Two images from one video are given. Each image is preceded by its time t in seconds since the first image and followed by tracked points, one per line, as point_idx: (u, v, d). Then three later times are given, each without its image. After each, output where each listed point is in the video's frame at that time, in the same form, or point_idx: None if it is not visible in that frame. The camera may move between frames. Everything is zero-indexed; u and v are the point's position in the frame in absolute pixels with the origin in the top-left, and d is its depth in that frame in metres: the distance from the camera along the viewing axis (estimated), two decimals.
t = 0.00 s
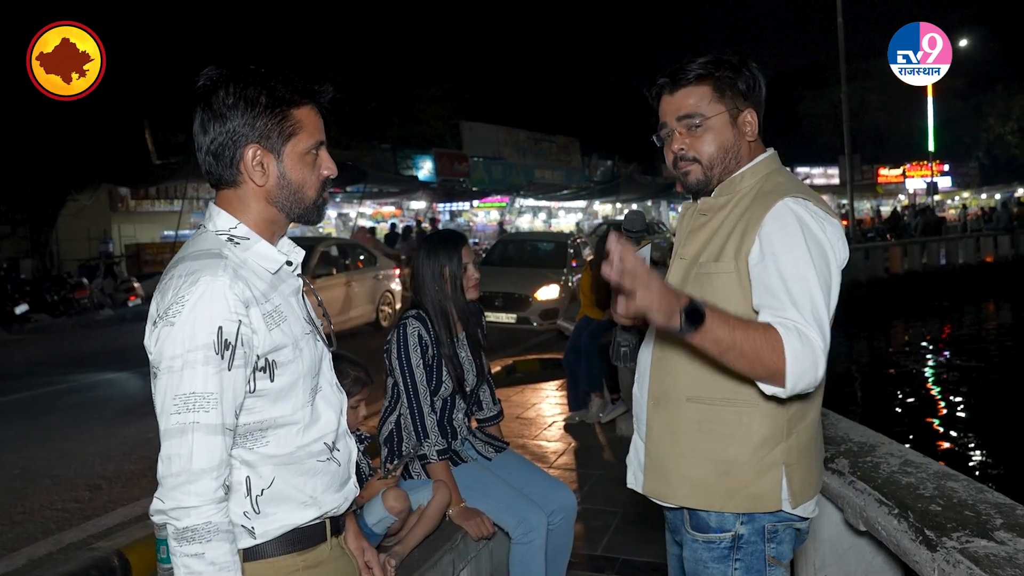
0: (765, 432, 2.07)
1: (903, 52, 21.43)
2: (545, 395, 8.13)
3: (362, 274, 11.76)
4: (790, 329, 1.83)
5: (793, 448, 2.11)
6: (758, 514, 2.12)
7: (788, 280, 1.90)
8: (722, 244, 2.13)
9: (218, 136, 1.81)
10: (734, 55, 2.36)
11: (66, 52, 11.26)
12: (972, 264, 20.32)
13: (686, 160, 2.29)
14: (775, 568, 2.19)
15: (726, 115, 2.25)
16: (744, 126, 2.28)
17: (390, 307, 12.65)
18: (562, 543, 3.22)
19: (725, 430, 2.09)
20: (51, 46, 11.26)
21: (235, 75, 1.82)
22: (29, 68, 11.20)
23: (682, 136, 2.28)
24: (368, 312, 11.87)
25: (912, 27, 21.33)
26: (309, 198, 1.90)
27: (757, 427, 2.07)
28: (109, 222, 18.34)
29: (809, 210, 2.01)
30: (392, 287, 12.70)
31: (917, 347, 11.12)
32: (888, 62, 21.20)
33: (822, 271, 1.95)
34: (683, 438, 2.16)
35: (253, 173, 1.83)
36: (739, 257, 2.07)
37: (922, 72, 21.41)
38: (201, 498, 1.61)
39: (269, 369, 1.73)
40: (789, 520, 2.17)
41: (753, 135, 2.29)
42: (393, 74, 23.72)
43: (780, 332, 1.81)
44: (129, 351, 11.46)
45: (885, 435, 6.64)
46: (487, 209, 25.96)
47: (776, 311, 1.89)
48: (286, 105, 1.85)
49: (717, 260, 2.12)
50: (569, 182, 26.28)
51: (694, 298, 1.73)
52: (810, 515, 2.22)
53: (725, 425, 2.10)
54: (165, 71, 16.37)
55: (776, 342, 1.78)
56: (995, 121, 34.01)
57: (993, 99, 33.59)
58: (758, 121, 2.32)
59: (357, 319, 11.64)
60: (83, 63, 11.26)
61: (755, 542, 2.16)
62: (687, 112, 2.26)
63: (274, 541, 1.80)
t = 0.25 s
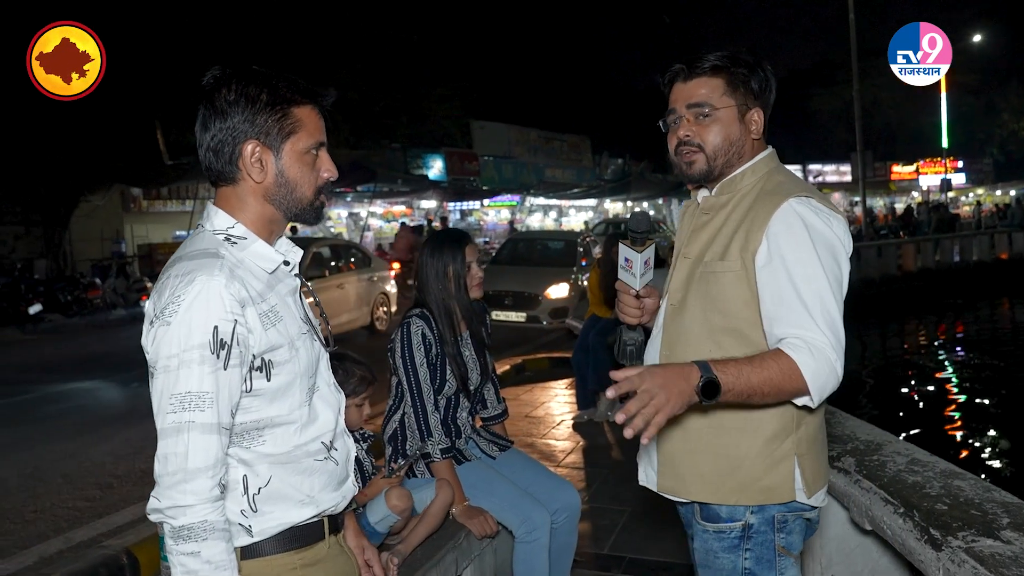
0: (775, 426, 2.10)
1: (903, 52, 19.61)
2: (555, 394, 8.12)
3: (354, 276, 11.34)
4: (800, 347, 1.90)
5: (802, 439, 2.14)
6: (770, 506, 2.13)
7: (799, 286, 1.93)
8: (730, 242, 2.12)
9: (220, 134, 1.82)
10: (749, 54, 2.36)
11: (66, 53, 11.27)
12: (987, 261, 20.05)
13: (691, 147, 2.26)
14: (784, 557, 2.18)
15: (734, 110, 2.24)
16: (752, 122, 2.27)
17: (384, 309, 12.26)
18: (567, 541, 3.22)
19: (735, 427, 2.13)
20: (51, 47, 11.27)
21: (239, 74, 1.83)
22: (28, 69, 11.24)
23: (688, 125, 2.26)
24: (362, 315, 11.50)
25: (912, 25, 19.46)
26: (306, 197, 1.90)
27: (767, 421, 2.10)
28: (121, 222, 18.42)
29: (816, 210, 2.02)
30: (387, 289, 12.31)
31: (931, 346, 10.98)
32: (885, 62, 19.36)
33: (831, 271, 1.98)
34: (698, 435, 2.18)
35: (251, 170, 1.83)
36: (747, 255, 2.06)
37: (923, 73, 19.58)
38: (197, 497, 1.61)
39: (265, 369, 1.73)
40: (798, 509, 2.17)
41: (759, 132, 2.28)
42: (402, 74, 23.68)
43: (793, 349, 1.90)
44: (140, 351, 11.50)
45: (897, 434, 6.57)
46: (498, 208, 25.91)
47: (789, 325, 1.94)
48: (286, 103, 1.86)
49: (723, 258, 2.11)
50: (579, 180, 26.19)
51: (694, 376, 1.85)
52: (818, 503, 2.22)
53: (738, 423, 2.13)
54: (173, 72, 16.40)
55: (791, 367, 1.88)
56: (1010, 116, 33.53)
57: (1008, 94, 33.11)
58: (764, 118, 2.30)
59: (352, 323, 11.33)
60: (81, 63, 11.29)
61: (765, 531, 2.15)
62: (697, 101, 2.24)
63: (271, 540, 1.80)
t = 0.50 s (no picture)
0: (789, 415, 2.09)
1: (902, 53, 19.32)
2: (562, 393, 8.12)
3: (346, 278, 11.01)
4: (813, 322, 1.84)
5: (813, 431, 2.13)
6: (782, 494, 2.13)
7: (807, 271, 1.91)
8: (738, 238, 2.12)
9: (217, 133, 1.82)
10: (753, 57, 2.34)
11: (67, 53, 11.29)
12: (1000, 260, 19.90)
13: (694, 152, 2.27)
14: (794, 547, 2.18)
15: (733, 113, 2.23)
16: (753, 121, 2.24)
17: (378, 312, 11.93)
18: (568, 540, 3.22)
19: (748, 416, 2.11)
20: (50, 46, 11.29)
21: (235, 76, 1.84)
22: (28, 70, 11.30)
23: (691, 130, 2.26)
24: (355, 317, 11.15)
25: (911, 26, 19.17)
26: (303, 196, 1.90)
27: (781, 410, 2.09)
28: (132, 222, 18.52)
29: (821, 204, 2.00)
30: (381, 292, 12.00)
31: (942, 346, 10.90)
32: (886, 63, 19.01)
33: (839, 262, 1.95)
34: (707, 425, 2.17)
35: (248, 170, 1.83)
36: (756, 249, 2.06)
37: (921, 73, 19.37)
38: (191, 494, 1.62)
39: (259, 368, 1.73)
40: (809, 498, 2.17)
41: (760, 133, 2.25)
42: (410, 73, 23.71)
43: (803, 323, 1.84)
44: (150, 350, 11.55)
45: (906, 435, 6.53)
46: (507, 207, 25.92)
47: (798, 303, 1.89)
48: (284, 104, 1.86)
49: (734, 254, 2.11)
50: (589, 179, 26.18)
51: (708, 316, 1.77)
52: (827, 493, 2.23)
53: (752, 412, 2.10)
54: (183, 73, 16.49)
55: (801, 341, 1.80)
56: None
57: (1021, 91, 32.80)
58: (767, 120, 2.27)
59: (345, 325, 10.98)
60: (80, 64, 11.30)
61: (776, 520, 2.16)
62: (697, 106, 2.24)
63: (266, 537, 1.81)
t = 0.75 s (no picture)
0: (801, 407, 2.10)
1: (903, 52, 19.13)
2: (572, 392, 8.11)
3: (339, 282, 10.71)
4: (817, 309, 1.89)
5: (828, 422, 2.14)
6: (794, 484, 2.15)
7: (815, 263, 1.93)
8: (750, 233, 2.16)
9: (219, 136, 1.82)
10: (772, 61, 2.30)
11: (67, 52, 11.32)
12: (1014, 257, 19.72)
13: (709, 155, 2.28)
14: (807, 542, 2.20)
15: (743, 116, 2.22)
16: (765, 123, 2.23)
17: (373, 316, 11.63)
18: (573, 538, 3.22)
19: (760, 404, 2.13)
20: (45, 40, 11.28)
21: (236, 77, 1.83)
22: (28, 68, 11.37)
23: (705, 134, 2.28)
24: (350, 320, 10.85)
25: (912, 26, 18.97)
26: (305, 197, 1.91)
27: (793, 402, 2.11)
28: (146, 222, 18.64)
29: (833, 200, 2.04)
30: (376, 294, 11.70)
31: (955, 345, 10.81)
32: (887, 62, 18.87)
33: (844, 255, 1.97)
34: (721, 415, 2.19)
35: (252, 173, 1.84)
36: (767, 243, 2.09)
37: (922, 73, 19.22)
38: (194, 491, 1.63)
39: (262, 366, 1.74)
40: (824, 492, 2.18)
41: (773, 135, 2.23)
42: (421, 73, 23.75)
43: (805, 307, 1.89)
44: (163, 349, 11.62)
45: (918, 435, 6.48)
46: (518, 206, 25.93)
47: (805, 291, 1.93)
48: (286, 107, 1.86)
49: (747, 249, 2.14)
50: (600, 178, 26.19)
51: (717, 283, 1.86)
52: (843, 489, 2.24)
53: (764, 404, 2.12)
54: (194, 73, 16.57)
55: (804, 325, 1.86)
56: None
57: None
58: (783, 120, 2.24)
59: (339, 328, 10.68)
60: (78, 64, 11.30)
61: (790, 513, 2.18)
62: (708, 112, 2.26)
63: (268, 535, 1.82)
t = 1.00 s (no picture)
0: (813, 405, 2.13)
1: (901, 52, 18.34)
2: (582, 393, 8.10)
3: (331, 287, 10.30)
4: (806, 318, 1.94)
5: (842, 422, 2.14)
6: (809, 483, 2.15)
7: (812, 270, 1.98)
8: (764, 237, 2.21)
9: (223, 137, 1.83)
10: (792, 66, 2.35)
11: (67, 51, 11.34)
12: None
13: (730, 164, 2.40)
14: (820, 542, 2.17)
15: (755, 123, 2.31)
16: (778, 129, 2.29)
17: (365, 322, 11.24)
18: (581, 541, 3.21)
19: (774, 402, 2.17)
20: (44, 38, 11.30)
21: (243, 80, 1.84)
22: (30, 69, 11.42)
23: (726, 142, 2.38)
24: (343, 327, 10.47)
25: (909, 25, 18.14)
26: (309, 201, 1.90)
27: (803, 400, 2.14)
28: (157, 223, 18.74)
29: (840, 203, 2.06)
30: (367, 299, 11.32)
31: (969, 346, 10.70)
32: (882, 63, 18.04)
33: (848, 262, 2.00)
34: (740, 412, 2.26)
35: (255, 173, 1.84)
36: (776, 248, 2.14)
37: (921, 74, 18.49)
38: (202, 494, 1.63)
39: (270, 369, 1.75)
40: (840, 494, 2.17)
41: (790, 139, 2.28)
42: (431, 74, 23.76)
43: (795, 317, 1.95)
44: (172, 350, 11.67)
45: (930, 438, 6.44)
46: (528, 206, 25.91)
47: (802, 298, 1.99)
48: (290, 108, 1.86)
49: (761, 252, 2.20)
50: (610, 178, 26.14)
51: (700, 314, 2.01)
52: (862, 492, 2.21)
53: (776, 402, 2.17)
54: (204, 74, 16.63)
55: (791, 337, 1.94)
56: None
57: None
58: (802, 123, 2.29)
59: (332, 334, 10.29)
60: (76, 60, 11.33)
61: (803, 512, 2.17)
62: (726, 120, 2.36)
63: (275, 537, 1.82)
